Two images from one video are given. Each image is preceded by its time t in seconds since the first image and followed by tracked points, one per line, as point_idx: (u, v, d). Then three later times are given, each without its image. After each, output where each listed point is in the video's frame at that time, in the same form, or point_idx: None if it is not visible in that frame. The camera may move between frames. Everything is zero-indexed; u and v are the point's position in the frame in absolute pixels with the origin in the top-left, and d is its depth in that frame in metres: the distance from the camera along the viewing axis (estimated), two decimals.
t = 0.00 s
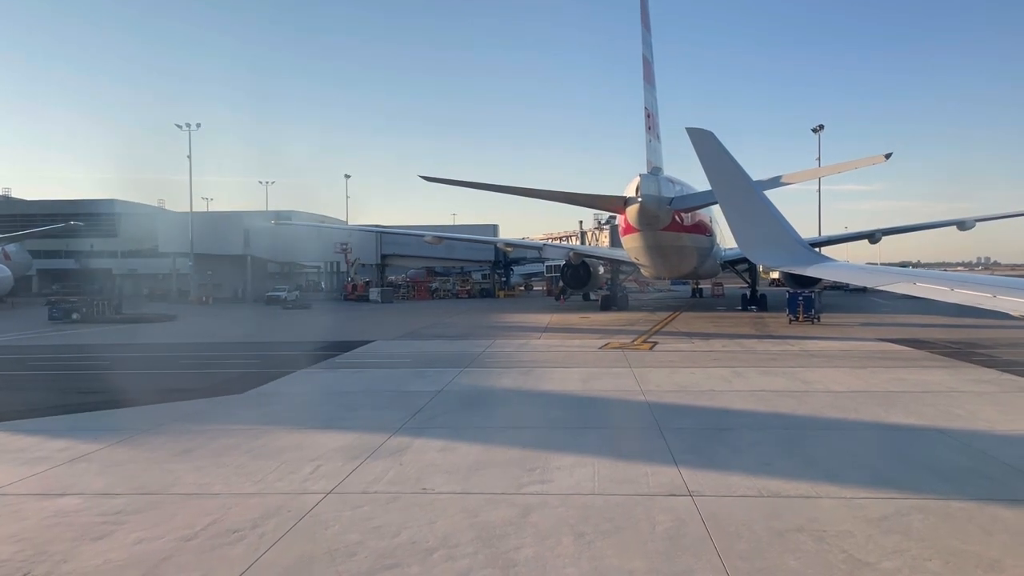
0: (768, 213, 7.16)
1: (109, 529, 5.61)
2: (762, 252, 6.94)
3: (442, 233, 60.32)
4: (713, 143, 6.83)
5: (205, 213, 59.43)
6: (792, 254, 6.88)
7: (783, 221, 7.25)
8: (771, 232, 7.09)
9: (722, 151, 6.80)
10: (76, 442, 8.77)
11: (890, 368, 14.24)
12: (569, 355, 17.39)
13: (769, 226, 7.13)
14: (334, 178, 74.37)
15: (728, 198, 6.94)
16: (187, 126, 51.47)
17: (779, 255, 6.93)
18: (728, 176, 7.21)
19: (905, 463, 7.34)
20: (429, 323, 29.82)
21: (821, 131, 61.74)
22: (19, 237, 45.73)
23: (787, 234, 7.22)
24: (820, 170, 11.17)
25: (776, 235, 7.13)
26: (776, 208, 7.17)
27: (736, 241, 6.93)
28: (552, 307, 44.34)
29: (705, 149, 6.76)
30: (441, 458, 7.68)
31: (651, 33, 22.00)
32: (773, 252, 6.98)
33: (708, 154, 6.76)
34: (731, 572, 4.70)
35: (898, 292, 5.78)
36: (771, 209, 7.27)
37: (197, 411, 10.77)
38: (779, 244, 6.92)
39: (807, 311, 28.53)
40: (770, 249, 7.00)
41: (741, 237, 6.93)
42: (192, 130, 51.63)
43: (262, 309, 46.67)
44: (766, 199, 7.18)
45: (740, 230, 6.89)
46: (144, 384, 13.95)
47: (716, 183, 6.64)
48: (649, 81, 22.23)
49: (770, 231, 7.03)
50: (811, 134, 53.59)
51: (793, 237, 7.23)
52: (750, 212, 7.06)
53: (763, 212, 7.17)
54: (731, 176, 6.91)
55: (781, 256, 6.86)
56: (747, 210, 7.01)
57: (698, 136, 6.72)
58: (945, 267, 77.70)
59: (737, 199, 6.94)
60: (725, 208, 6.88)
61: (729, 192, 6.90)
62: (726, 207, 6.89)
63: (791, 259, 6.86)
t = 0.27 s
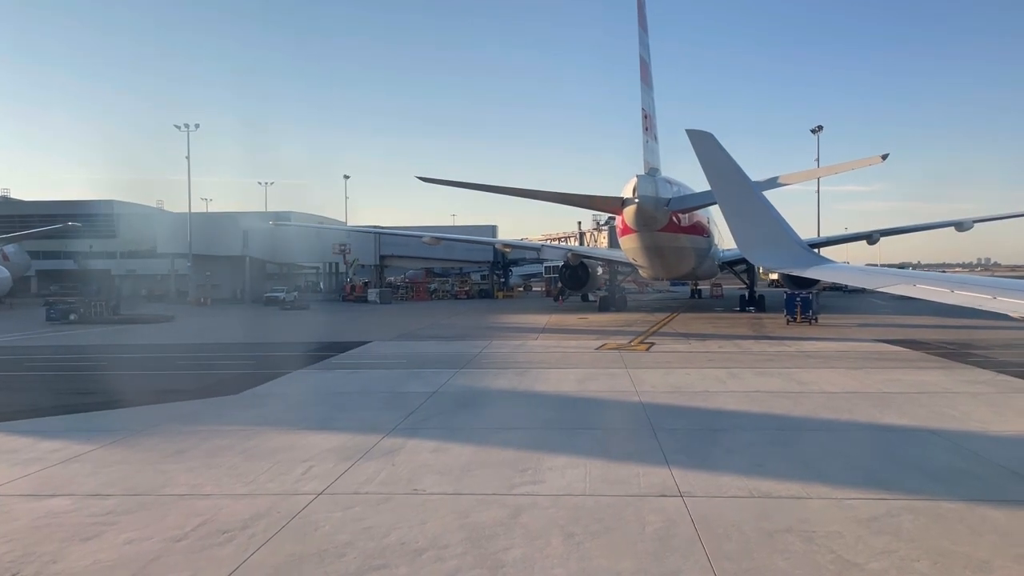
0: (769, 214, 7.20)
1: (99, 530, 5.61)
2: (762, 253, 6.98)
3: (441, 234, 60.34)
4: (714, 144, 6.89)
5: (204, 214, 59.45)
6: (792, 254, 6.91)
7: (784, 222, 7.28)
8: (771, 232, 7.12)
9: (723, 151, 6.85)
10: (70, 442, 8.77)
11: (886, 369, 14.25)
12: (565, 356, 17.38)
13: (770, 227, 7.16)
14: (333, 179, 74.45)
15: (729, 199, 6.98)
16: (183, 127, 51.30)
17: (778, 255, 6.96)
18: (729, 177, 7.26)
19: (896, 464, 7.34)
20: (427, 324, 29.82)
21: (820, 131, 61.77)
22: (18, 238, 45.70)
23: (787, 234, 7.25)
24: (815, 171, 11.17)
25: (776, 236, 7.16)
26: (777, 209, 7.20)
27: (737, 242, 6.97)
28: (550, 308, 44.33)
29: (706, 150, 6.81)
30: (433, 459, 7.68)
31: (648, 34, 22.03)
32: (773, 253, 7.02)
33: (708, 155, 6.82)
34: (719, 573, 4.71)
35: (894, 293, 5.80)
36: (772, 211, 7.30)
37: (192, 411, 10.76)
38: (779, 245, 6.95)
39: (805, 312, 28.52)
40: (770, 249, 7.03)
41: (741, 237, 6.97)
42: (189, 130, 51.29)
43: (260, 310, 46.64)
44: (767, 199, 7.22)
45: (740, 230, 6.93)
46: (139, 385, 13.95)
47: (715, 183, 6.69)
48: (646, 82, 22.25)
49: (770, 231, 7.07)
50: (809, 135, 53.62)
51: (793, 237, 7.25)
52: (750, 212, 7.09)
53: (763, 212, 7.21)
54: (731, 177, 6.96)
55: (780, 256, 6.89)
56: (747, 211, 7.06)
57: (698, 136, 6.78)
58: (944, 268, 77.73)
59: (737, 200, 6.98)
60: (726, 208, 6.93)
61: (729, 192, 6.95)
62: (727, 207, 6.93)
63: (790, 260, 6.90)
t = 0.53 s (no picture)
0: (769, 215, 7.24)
1: (89, 531, 5.61)
2: (760, 254, 7.04)
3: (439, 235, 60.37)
4: (715, 145, 6.95)
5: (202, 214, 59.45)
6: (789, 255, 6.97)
7: (783, 223, 7.33)
8: (769, 233, 7.18)
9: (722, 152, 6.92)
10: (63, 444, 8.77)
11: (881, 370, 14.26)
12: (561, 358, 17.39)
13: (769, 228, 7.21)
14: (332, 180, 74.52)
15: (728, 200, 7.04)
16: (182, 129, 51.25)
17: (776, 257, 7.02)
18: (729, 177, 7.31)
19: (888, 465, 7.35)
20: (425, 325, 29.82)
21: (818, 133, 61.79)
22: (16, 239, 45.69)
23: (786, 235, 7.30)
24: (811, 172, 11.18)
25: (775, 237, 7.21)
26: (776, 210, 7.25)
27: (735, 242, 7.04)
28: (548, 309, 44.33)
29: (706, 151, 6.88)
30: (426, 460, 7.69)
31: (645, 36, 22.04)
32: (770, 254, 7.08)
33: (707, 156, 6.89)
34: (707, 573, 4.72)
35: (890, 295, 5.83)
36: (772, 212, 7.35)
37: (185, 413, 10.75)
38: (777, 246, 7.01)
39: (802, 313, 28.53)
40: (767, 250, 7.09)
41: (739, 238, 7.03)
42: (187, 132, 51.30)
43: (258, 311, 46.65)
44: (767, 201, 7.27)
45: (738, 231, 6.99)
46: (133, 386, 13.94)
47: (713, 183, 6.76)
48: (643, 83, 22.26)
49: (768, 233, 7.12)
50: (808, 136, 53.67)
51: (792, 239, 7.30)
52: (750, 213, 7.15)
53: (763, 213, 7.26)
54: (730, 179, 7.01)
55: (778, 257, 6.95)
56: (745, 212, 7.11)
57: (698, 137, 6.85)
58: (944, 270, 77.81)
59: (736, 202, 7.05)
60: (724, 208, 6.99)
61: (728, 193, 7.01)
62: (725, 207, 6.99)
63: (787, 261, 6.96)
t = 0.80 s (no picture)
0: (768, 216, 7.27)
1: (81, 532, 5.62)
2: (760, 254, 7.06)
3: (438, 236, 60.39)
4: (714, 145, 7.00)
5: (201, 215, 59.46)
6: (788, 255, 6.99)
7: (783, 224, 7.36)
8: (769, 233, 7.19)
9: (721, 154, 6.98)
10: (58, 445, 8.77)
11: (877, 370, 14.28)
12: (558, 358, 17.41)
13: (768, 229, 7.23)
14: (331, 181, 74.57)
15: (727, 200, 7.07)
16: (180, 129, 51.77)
17: (775, 257, 7.04)
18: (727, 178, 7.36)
19: (881, 465, 7.37)
20: (423, 326, 29.82)
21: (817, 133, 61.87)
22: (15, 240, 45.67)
23: (786, 236, 7.32)
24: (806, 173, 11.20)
25: (775, 237, 7.23)
26: (776, 210, 7.27)
27: (734, 243, 7.06)
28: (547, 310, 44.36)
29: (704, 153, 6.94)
30: (420, 461, 7.70)
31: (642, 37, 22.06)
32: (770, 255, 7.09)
33: (705, 157, 6.94)
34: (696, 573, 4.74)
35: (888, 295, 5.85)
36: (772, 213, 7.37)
37: (181, 414, 10.76)
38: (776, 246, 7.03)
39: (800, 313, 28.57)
40: (767, 250, 7.10)
41: (739, 238, 7.05)
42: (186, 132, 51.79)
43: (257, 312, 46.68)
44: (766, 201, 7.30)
45: (738, 231, 7.02)
46: (130, 387, 13.94)
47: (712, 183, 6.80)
48: (640, 84, 22.27)
49: (767, 233, 7.15)
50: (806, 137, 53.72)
51: (792, 239, 7.31)
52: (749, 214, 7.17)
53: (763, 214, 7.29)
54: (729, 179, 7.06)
55: (777, 257, 6.97)
56: (745, 213, 7.14)
57: (696, 138, 6.91)
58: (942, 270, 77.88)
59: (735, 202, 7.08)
60: (724, 209, 7.02)
61: (727, 194, 7.04)
62: (725, 207, 7.02)
63: (787, 261, 6.98)
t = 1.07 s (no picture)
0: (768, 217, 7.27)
1: (73, 532, 5.61)
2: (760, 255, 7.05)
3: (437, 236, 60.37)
4: (713, 146, 6.99)
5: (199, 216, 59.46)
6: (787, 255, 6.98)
7: (783, 224, 7.34)
8: (768, 234, 7.19)
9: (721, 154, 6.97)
10: (52, 445, 8.77)
11: (874, 370, 14.29)
12: (555, 359, 17.41)
13: (768, 229, 7.21)
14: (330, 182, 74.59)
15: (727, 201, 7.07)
16: (179, 130, 52.17)
17: (775, 257, 7.03)
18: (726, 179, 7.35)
19: (874, 465, 7.37)
20: (420, 326, 29.83)
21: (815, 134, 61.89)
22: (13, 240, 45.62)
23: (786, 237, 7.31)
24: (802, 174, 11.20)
25: (774, 238, 7.22)
26: (775, 211, 7.26)
27: (734, 243, 7.05)
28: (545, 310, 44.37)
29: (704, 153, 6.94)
30: (413, 461, 7.70)
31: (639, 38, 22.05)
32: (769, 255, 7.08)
33: (705, 158, 6.94)
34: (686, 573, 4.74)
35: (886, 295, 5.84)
36: (772, 213, 7.36)
37: (176, 414, 10.76)
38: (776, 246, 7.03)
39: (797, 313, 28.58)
40: (766, 251, 7.10)
41: (739, 238, 7.04)
42: (184, 132, 52.19)
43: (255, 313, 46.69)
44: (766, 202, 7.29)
45: (738, 232, 7.01)
46: (126, 388, 13.93)
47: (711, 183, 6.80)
48: (638, 85, 22.26)
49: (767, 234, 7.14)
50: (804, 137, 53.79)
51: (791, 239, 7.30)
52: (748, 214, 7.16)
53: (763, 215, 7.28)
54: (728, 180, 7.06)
55: (777, 258, 6.96)
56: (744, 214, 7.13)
57: (696, 139, 6.91)
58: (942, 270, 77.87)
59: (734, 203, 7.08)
60: (724, 209, 7.01)
61: (727, 194, 7.04)
62: (725, 208, 7.02)
63: (786, 262, 6.97)
